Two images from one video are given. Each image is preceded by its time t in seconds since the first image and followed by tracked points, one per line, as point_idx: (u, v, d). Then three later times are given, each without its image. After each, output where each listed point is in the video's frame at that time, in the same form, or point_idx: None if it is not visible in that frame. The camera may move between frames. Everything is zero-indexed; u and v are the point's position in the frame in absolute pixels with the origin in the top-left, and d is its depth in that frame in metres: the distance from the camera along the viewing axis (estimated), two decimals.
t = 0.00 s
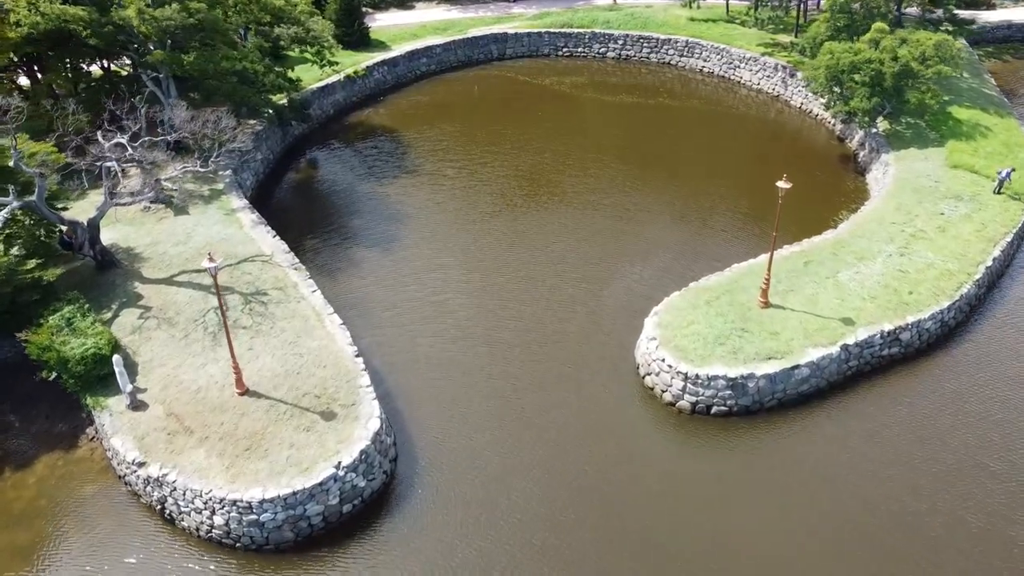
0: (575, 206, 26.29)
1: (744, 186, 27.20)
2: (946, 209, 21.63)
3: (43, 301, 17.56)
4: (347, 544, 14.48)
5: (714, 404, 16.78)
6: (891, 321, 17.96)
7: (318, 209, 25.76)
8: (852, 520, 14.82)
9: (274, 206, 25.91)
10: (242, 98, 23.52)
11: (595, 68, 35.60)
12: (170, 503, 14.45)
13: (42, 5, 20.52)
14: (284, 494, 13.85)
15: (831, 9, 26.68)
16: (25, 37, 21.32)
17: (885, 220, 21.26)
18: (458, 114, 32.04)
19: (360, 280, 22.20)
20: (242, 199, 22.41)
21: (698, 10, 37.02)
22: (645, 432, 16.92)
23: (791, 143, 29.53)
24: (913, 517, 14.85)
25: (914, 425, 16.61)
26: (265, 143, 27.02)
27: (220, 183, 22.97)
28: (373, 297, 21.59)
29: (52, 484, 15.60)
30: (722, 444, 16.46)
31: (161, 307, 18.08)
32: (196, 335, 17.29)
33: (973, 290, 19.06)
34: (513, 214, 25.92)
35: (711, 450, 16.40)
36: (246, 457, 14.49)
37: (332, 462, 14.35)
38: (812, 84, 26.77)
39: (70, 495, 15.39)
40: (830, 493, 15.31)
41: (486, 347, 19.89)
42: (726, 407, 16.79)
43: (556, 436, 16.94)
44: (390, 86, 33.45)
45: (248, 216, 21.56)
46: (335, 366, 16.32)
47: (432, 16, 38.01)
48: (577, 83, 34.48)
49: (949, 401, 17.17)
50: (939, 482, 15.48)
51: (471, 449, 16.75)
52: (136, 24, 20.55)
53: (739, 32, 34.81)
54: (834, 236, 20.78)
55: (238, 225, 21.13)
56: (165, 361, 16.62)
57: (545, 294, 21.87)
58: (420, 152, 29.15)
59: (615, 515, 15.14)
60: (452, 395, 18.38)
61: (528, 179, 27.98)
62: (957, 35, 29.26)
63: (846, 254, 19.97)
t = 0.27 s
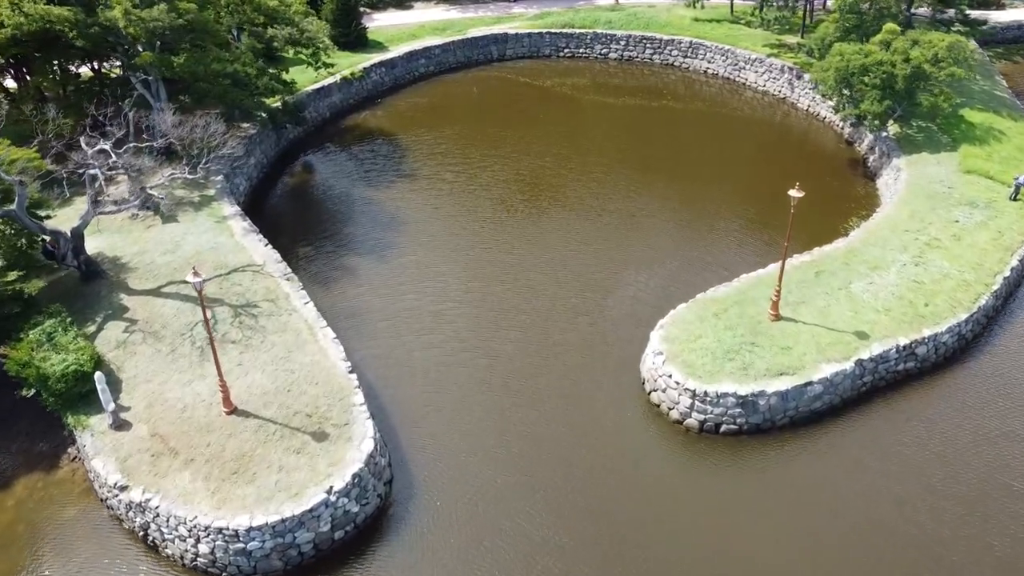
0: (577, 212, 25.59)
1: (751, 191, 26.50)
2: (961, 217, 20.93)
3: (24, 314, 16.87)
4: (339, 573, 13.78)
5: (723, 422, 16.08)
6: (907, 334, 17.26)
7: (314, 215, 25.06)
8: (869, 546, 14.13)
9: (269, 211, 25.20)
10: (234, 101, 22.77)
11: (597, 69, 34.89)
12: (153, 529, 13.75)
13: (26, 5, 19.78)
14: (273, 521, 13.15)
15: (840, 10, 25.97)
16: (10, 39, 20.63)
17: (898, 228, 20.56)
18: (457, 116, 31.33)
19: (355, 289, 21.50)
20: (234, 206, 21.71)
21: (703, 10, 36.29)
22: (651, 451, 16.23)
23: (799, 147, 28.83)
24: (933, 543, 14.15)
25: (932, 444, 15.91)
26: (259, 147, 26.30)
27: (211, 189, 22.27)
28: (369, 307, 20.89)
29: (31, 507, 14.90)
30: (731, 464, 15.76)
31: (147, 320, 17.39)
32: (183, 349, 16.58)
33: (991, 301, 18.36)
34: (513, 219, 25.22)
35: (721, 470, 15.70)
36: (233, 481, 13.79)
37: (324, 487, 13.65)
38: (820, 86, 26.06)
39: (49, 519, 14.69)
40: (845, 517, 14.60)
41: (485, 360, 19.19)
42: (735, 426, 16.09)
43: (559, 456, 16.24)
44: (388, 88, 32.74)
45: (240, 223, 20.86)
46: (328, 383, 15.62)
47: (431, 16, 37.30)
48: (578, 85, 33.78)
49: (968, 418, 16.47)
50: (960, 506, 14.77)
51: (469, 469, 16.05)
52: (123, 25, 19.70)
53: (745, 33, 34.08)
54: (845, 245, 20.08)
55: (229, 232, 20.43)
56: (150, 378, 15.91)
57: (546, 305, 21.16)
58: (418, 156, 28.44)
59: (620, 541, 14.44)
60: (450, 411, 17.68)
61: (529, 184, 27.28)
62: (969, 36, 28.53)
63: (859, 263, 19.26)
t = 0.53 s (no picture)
0: (579, 220, 24.95)
1: (758, 199, 25.86)
2: (976, 227, 20.30)
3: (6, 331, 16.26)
4: None
5: (733, 445, 15.43)
6: (922, 352, 16.61)
7: (309, 223, 24.42)
8: None
9: (264, 219, 24.54)
10: (226, 108, 22.11)
11: (599, 72, 34.27)
12: (137, 561, 13.11)
13: (11, 9, 19.15)
14: (261, 555, 12.51)
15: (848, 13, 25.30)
16: None
17: (911, 240, 19.92)
18: (457, 121, 30.69)
19: (351, 301, 20.87)
20: (225, 216, 21.08)
21: (707, 12, 35.65)
22: (657, 475, 15.60)
23: (806, 153, 28.16)
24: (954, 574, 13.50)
25: (950, 468, 15.27)
26: (254, 154, 25.66)
27: (203, 199, 21.64)
28: (365, 321, 20.26)
29: (10, 536, 14.27)
30: (741, 489, 15.12)
31: (134, 337, 16.76)
32: (171, 368, 15.95)
33: (1009, 317, 17.71)
34: (513, 228, 24.57)
35: (730, 495, 15.06)
36: (220, 511, 13.16)
37: (315, 518, 13.01)
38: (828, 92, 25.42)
39: (29, 549, 14.05)
40: (861, 547, 13.96)
41: (485, 376, 18.55)
42: (745, 449, 15.44)
43: (562, 480, 15.61)
44: (385, 92, 32.10)
45: (232, 234, 20.23)
46: (320, 405, 14.99)
47: (430, 18, 36.67)
48: (580, 89, 33.15)
49: (987, 440, 15.81)
50: (981, 534, 14.12)
51: (468, 495, 15.43)
52: (110, 30, 18.99)
53: (750, 36, 33.44)
54: (857, 257, 19.44)
55: (220, 244, 19.80)
56: (135, 399, 15.28)
57: (548, 318, 20.54)
58: (416, 162, 27.81)
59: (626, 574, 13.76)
60: (448, 431, 17.05)
61: (530, 191, 26.65)
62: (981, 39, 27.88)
63: (871, 277, 18.62)
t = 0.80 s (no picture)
0: (581, 231, 24.34)
1: (764, 208, 25.26)
2: (990, 240, 19.69)
3: None
4: None
5: (742, 473, 14.82)
6: (939, 374, 16.00)
7: (304, 234, 23.82)
8: None
9: (258, 230, 23.93)
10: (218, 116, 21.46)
11: (601, 77, 33.67)
12: None
13: None
14: None
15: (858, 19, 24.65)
16: None
17: (924, 254, 19.32)
18: (456, 128, 30.09)
19: (347, 316, 20.27)
20: (217, 228, 20.47)
21: (711, 16, 35.06)
22: (664, 503, 14.98)
23: (813, 161, 27.53)
24: None
25: (969, 495, 14.64)
26: (248, 162, 25.04)
27: (194, 211, 21.04)
28: (361, 337, 19.67)
29: None
30: (752, 519, 14.49)
31: (120, 358, 16.15)
32: (158, 391, 15.33)
33: None
34: (514, 239, 23.98)
35: (740, 525, 14.44)
36: (206, 546, 12.54)
37: (306, 553, 12.40)
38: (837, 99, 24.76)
39: None
40: None
41: (484, 395, 17.95)
42: (755, 476, 14.83)
43: (564, 508, 15.00)
44: (383, 98, 31.48)
45: (223, 248, 19.62)
46: (312, 431, 14.38)
47: (429, 22, 36.06)
48: (582, 94, 32.55)
49: (1007, 465, 15.20)
50: (1004, 567, 13.50)
51: (466, 524, 14.84)
52: (96, 39, 18.35)
53: (754, 40, 32.83)
54: (868, 272, 18.83)
55: (211, 258, 19.19)
56: (120, 425, 14.66)
57: (549, 334, 19.94)
58: (414, 170, 27.20)
59: None
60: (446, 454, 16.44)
61: (531, 200, 26.06)
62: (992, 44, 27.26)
63: (884, 293, 18.01)
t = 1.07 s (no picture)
0: (583, 243, 23.76)
1: (770, 219, 24.68)
2: (1005, 255, 19.11)
3: None
4: None
5: (752, 502, 14.24)
6: (955, 397, 15.42)
7: (300, 246, 23.25)
8: None
9: (252, 241, 23.35)
10: (211, 125, 20.80)
11: (603, 83, 33.10)
12: None
13: None
14: None
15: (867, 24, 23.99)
16: None
17: (937, 269, 18.73)
18: (455, 135, 29.51)
19: (342, 333, 19.70)
20: (209, 242, 19.89)
21: (715, 20, 34.48)
22: (671, 533, 14.40)
23: (820, 169, 26.95)
24: None
25: (990, 525, 14.05)
26: (242, 172, 24.44)
27: (185, 223, 20.47)
28: (357, 354, 19.10)
29: None
30: (762, 550, 13.90)
31: (106, 379, 15.57)
32: (144, 416, 14.75)
33: None
34: (514, 251, 23.40)
35: (750, 556, 13.85)
36: None
37: None
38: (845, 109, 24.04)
39: None
40: None
41: (484, 416, 17.37)
42: (766, 505, 14.25)
43: (567, 538, 14.42)
44: (381, 104, 30.90)
45: (214, 262, 19.03)
46: (305, 459, 13.80)
47: (428, 26, 35.48)
48: (583, 100, 31.97)
49: None
50: None
51: (466, 555, 14.27)
52: (82, 48, 17.72)
53: (759, 45, 32.25)
54: (880, 288, 18.25)
55: (202, 273, 18.61)
56: (105, 452, 14.08)
57: (550, 351, 19.37)
58: (412, 179, 26.63)
59: None
60: (444, 479, 15.86)
61: (532, 210, 25.48)
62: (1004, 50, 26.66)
63: (897, 311, 17.42)
